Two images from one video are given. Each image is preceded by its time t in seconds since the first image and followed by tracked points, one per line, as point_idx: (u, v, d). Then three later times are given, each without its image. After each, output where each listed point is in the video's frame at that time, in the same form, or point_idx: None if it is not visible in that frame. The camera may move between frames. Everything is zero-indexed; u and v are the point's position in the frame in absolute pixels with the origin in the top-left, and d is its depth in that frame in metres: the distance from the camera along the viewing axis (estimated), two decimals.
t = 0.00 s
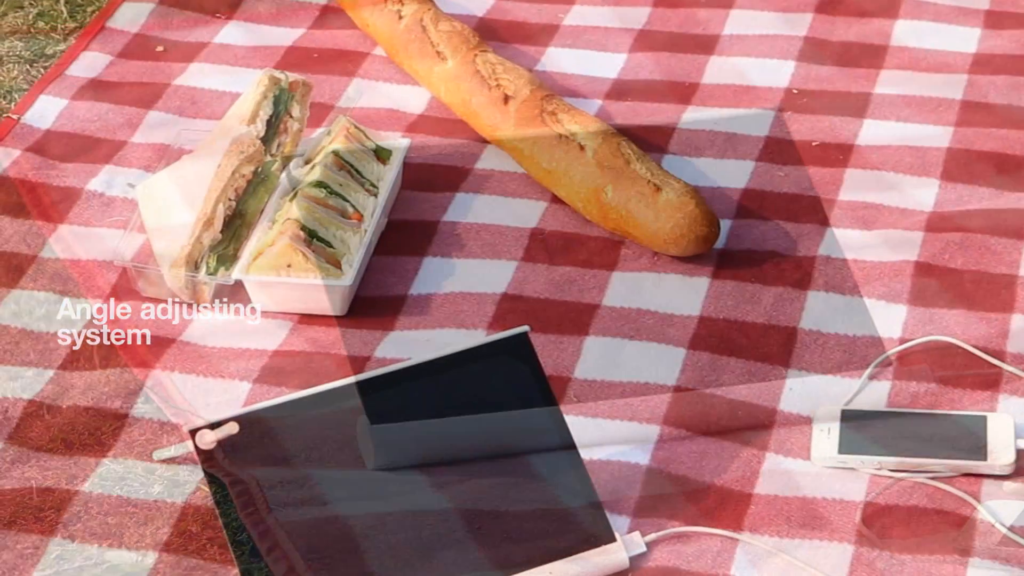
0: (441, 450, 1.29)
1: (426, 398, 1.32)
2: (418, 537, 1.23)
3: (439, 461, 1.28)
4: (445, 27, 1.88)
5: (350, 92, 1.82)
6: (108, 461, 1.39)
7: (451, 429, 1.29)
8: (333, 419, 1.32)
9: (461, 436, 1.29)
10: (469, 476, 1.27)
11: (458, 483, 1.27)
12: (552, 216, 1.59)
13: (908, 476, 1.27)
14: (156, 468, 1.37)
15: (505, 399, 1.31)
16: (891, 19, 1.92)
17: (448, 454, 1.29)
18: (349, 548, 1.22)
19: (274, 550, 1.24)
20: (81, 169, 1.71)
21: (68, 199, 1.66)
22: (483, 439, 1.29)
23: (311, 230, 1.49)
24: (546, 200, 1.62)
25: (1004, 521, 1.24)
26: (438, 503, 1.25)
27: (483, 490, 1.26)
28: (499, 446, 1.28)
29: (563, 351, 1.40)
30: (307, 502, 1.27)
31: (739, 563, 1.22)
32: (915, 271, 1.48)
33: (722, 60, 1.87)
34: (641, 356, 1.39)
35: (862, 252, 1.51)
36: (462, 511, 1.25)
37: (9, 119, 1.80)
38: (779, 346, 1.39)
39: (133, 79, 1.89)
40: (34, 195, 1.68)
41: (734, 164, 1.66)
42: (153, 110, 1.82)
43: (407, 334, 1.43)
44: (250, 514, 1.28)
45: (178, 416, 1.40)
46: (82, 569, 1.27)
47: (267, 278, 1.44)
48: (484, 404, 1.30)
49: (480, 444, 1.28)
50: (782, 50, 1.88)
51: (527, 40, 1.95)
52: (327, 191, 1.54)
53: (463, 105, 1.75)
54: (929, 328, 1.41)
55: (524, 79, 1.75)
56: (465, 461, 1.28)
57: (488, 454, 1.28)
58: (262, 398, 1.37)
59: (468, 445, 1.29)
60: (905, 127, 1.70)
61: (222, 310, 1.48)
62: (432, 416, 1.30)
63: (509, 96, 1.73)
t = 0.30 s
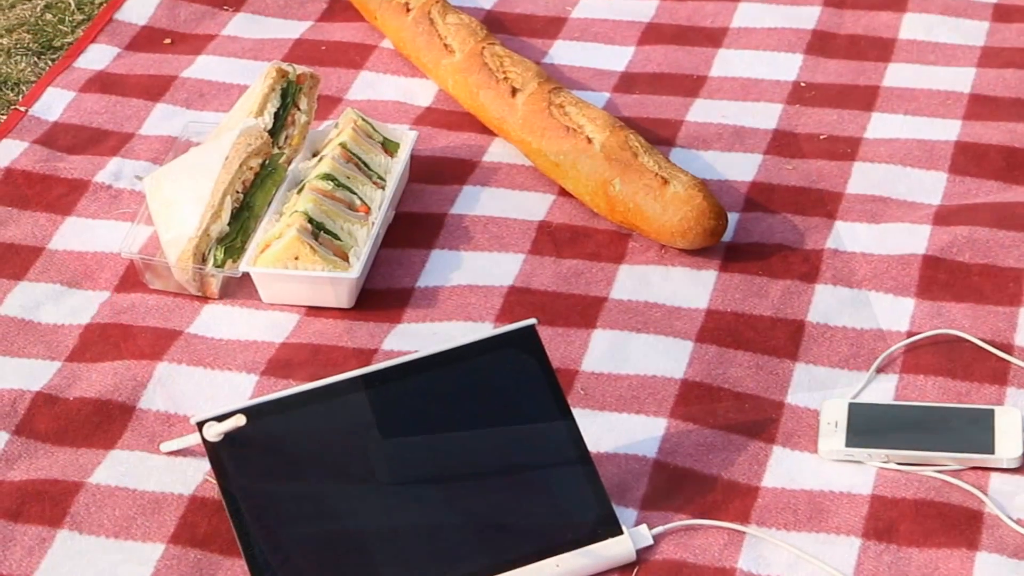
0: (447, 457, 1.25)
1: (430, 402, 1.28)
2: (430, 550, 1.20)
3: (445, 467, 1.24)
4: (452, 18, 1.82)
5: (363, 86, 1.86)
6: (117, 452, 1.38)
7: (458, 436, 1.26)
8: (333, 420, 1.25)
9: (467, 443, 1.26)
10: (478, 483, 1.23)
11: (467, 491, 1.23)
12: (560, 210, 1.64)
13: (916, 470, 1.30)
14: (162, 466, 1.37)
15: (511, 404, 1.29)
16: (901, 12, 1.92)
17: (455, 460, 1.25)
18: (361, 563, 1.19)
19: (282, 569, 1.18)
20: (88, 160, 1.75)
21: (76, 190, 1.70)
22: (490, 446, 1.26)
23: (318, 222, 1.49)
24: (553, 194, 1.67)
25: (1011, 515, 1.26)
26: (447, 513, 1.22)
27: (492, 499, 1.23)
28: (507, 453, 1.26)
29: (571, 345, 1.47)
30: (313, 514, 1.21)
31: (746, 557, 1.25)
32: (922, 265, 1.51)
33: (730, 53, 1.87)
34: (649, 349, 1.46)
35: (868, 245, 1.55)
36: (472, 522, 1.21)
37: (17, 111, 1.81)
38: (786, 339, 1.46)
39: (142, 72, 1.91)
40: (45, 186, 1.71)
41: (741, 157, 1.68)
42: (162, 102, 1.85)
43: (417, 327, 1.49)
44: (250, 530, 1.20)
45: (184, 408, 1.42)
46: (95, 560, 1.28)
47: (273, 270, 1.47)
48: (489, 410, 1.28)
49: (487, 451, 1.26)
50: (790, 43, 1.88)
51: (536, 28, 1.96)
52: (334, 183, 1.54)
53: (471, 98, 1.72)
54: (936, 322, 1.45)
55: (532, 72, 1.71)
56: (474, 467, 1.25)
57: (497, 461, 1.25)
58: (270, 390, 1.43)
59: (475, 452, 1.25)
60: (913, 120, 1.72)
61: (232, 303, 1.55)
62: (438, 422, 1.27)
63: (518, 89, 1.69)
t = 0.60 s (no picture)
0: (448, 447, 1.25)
1: (431, 391, 1.28)
2: (429, 541, 1.20)
3: (446, 457, 1.24)
4: (457, 9, 1.82)
5: (368, 77, 1.86)
6: (121, 443, 1.38)
7: (458, 425, 1.26)
8: (335, 410, 1.25)
9: (467, 432, 1.26)
10: (480, 473, 1.23)
11: (468, 482, 1.23)
12: (564, 201, 1.64)
13: (920, 461, 1.30)
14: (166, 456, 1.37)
15: (512, 394, 1.28)
16: (905, 4, 1.92)
17: (454, 449, 1.25)
18: (362, 554, 1.19)
19: (282, 560, 1.18)
20: (93, 151, 1.75)
21: (80, 181, 1.71)
22: (491, 435, 1.26)
23: (322, 213, 1.49)
24: (558, 185, 1.67)
25: (1015, 506, 1.26)
26: (448, 503, 1.21)
27: (494, 489, 1.22)
28: (509, 442, 1.25)
29: (575, 335, 1.47)
30: (314, 502, 1.21)
31: (750, 548, 1.25)
32: (926, 256, 1.51)
33: (734, 44, 1.86)
34: (653, 340, 1.46)
35: (872, 237, 1.55)
36: (474, 512, 1.21)
37: (21, 101, 1.81)
38: (790, 330, 1.46)
39: (146, 63, 1.91)
40: (50, 177, 1.71)
41: (745, 149, 1.68)
42: (166, 92, 1.85)
43: (420, 318, 1.49)
44: (254, 523, 1.20)
45: (189, 399, 1.42)
46: (100, 551, 1.28)
47: (277, 261, 1.47)
48: (490, 399, 1.28)
49: (488, 440, 1.25)
50: (794, 34, 1.87)
51: (540, 20, 1.96)
52: (338, 174, 1.54)
53: (476, 89, 1.72)
54: (940, 314, 1.45)
55: (537, 63, 1.71)
56: (475, 456, 1.24)
57: (497, 451, 1.25)
58: (274, 380, 1.43)
59: (476, 441, 1.25)
60: (918, 112, 1.72)
61: (236, 294, 1.55)
62: (438, 411, 1.27)
63: (522, 79, 1.69)
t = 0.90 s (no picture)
0: (451, 439, 1.24)
1: (433, 382, 1.28)
2: (432, 533, 1.20)
3: (449, 448, 1.24)
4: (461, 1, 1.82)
5: (372, 68, 1.87)
6: (125, 434, 1.38)
7: (462, 417, 1.26)
8: (338, 402, 1.25)
9: (471, 425, 1.25)
10: (483, 465, 1.23)
11: (471, 474, 1.23)
12: (568, 192, 1.64)
13: (924, 452, 1.30)
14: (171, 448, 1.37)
15: (515, 386, 1.28)
16: None
17: (457, 441, 1.24)
18: (364, 546, 1.18)
19: (286, 551, 1.18)
20: (97, 142, 1.75)
21: (84, 172, 1.71)
22: (494, 427, 1.25)
23: (326, 204, 1.49)
24: (562, 176, 1.67)
25: (1019, 497, 1.26)
26: (451, 496, 1.21)
27: (497, 481, 1.22)
28: (512, 434, 1.25)
29: (579, 326, 1.47)
30: (318, 494, 1.21)
31: (754, 539, 1.25)
32: (931, 248, 1.51)
33: (738, 35, 1.86)
34: (657, 330, 1.46)
35: (876, 228, 1.54)
36: (477, 504, 1.21)
37: (25, 92, 1.81)
38: (794, 321, 1.46)
39: (150, 53, 1.91)
40: (54, 167, 1.71)
41: (750, 140, 1.68)
42: (170, 83, 1.85)
43: (423, 310, 1.49)
44: (257, 515, 1.20)
45: (193, 390, 1.42)
46: (104, 541, 1.28)
47: (281, 252, 1.47)
48: (494, 390, 1.28)
49: (492, 431, 1.25)
50: (799, 25, 1.87)
51: (544, 11, 1.96)
52: (342, 165, 1.54)
53: (480, 80, 1.72)
54: (944, 305, 1.45)
55: (540, 54, 1.71)
56: (478, 448, 1.24)
57: (500, 443, 1.24)
58: (278, 371, 1.43)
59: (478, 433, 1.25)
60: (923, 103, 1.72)
61: (240, 285, 1.55)
62: (441, 402, 1.26)
63: (526, 70, 1.69)
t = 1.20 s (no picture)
0: (455, 431, 1.24)
1: (436, 374, 1.27)
2: (436, 526, 1.20)
3: (452, 441, 1.24)
4: None
5: (377, 61, 1.87)
6: (130, 425, 1.38)
7: (465, 409, 1.26)
8: (343, 393, 1.25)
9: (474, 418, 1.25)
10: (487, 458, 1.23)
11: (474, 466, 1.23)
12: (573, 184, 1.64)
13: (929, 444, 1.30)
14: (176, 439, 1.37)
15: (517, 378, 1.28)
16: None
17: (460, 434, 1.24)
18: (368, 539, 1.19)
19: (290, 544, 1.18)
20: (102, 134, 1.75)
21: (89, 163, 1.71)
22: (498, 420, 1.25)
23: (331, 196, 1.49)
24: (567, 168, 1.67)
25: None
26: (456, 488, 1.21)
27: (501, 473, 1.22)
28: (515, 427, 1.25)
29: (583, 318, 1.47)
30: (322, 487, 1.21)
31: (758, 531, 1.25)
32: (936, 240, 1.51)
33: (744, 27, 1.86)
34: (662, 322, 1.46)
35: (881, 220, 1.54)
36: (481, 497, 1.21)
37: (30, 84, 1.82)
38: (799, 313, 1.46)
39: (155, 45, 1.91)
40: (58, 159, 1.71)
41: (754, 132, 1.68)
42: (175, 75, 1.85)
43: (428, 301, 1.49)
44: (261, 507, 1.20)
45: (197, 381, 1.42)
46: (109, 533, 1.28)
47: (286, 243, 1.47)
48: (496, 382, 1.27)
49: (495, 423, 1.25)
50: (804, 17, 1.87)
51: (550, 3, 1.96)
52: (347, 157, 1.54)
53: (485, 72, 1.72)
54: (949, 297, 1.45)
55: (545, 46, 1.71)
56: (482, 441, 1.24)
57: (504, 434, 1.24)
58: (283, 363, 1.43)
59: (481, 427, 1.25)
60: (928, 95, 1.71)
61: (245, 277, 1.55)
62: (444, 395, 1.26)
63: (531, 63, 1.69)
